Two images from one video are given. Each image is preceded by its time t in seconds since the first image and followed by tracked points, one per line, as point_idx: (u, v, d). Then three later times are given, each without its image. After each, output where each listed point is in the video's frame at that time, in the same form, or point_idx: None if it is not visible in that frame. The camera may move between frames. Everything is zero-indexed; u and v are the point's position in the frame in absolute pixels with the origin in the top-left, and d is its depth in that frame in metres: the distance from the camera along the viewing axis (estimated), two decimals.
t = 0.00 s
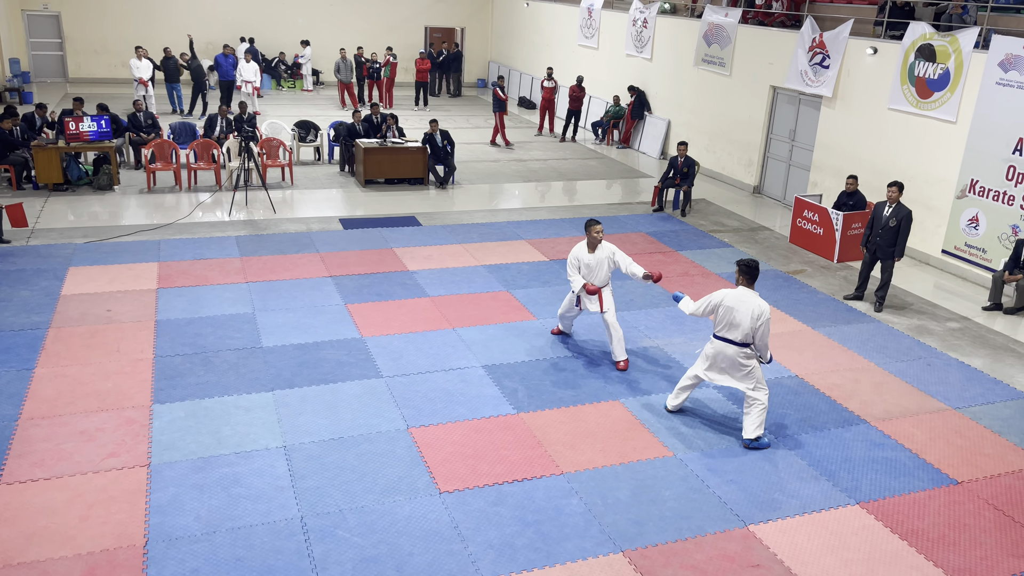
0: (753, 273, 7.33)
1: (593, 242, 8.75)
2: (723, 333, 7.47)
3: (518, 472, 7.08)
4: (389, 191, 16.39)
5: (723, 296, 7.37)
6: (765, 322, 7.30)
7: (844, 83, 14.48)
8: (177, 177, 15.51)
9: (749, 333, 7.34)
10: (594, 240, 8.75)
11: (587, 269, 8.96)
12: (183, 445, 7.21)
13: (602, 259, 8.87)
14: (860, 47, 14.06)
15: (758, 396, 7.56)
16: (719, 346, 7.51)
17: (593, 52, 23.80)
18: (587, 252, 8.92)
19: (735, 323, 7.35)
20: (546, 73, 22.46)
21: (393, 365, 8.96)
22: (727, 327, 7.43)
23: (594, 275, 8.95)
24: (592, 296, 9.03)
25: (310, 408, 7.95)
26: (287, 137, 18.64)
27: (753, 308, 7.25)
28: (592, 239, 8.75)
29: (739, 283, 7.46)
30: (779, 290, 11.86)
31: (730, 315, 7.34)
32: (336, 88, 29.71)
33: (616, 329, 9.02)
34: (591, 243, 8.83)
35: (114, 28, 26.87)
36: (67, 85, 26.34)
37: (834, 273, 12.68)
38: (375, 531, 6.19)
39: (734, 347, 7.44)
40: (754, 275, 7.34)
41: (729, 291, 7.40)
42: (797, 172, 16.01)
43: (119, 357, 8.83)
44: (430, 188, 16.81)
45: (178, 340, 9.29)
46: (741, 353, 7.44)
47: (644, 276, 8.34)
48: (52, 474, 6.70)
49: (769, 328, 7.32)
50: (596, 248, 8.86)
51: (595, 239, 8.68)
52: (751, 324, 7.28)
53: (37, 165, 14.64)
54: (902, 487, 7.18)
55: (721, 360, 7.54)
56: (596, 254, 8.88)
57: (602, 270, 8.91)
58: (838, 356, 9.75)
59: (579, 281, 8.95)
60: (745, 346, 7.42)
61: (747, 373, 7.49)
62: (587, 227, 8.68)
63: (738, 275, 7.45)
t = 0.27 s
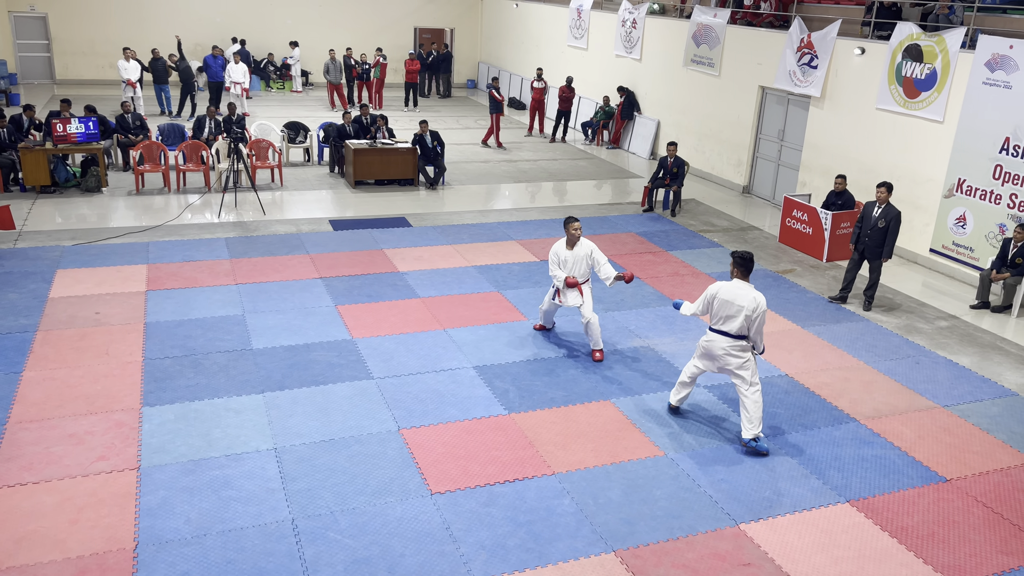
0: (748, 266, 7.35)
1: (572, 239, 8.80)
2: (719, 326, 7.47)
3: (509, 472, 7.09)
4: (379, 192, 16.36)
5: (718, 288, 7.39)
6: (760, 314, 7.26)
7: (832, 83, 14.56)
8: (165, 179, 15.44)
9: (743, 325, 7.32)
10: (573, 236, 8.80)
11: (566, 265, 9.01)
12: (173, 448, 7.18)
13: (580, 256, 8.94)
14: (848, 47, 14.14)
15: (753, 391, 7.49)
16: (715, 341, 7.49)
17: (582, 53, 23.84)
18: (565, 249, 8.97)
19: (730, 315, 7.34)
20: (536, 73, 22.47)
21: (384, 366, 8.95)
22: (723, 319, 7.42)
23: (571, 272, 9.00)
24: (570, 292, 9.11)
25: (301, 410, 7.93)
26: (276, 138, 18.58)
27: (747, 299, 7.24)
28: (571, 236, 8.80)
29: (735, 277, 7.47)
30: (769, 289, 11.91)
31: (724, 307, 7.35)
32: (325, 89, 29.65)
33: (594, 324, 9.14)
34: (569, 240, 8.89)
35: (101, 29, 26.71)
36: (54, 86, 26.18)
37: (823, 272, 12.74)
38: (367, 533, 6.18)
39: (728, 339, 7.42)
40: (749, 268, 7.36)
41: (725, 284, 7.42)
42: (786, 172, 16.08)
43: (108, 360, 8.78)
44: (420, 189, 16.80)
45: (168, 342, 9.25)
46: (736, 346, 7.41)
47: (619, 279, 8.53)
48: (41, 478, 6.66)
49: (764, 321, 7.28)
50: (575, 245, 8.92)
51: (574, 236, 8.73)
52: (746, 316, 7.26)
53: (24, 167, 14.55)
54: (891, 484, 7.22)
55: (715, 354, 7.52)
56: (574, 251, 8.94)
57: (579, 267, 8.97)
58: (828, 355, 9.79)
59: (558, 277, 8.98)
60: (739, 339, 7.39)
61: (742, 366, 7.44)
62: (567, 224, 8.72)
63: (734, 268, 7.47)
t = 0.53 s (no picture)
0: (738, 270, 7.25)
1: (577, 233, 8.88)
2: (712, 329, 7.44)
3: (502, 475, 7.08)
4: (371, 194, 16.34)
5: (709, 292, 7.35)
6: (751, 317, 7.22)
7: (823, 86, 14.62)
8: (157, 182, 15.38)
9: (734, 330, 7.28)
10: (578, 230, 8.88)
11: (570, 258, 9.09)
12: (164, 452, 7.15)
13: (585, 252, 8.99)
14: (839, 50, 14.20)
15: (745, 394, 7.46)
16: (707, 344, 7.48)
17: (574, 55, 23.89)
18: (571, 242, 9.06)
19: (721, 319, 7.31)
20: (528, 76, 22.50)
21: (376, 369, 8.93)
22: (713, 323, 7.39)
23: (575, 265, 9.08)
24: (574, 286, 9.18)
25: (293, 413, 7.90)
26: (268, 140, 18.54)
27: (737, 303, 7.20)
28: (576, 230, 8.88)
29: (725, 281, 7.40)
30: (761, 291, 11.95)
31: (715, 311, 7.32)
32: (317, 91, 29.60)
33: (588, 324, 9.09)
34: (575, 234, 8.97)
35: (91, 31, 26.61)
36: (44, 89, 26.06)
37: (815, 274, 12.79)
38: (360, 536, 6.16)
39: (719, 344, 7.39)
40: (739, 270, 7.25)
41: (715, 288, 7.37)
42: (778, 174, 16.15)
43: (99, 363, 8.73)
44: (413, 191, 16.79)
45: (159, 346, 9.21)
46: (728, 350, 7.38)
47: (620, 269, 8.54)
48: (31, 482, 6.62)
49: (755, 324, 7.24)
50: (580, 239, 9.00)
51: (577, 230, 8.80)
52: (736, 320, 7.23)
53: (14, 170, 14.49)
54: (883, 485, 7.25)
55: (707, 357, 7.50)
56: (579, 245, 9.02)
57: (583, 262, 9.02)
58: (820, 357, 9.82)
59: (562, 270, 9.10)
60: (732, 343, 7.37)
61: (734, 370, 7.41)
62: (572, 217, 8.80)
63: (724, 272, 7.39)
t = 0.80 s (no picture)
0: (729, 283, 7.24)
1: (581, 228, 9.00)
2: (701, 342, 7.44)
3: (499, 477, 7.08)
4: (368, 197, 16.34)
5: (699, 306, 7.32)
6: (739, 334, 7.18)
7: (819, 88, 14.65)
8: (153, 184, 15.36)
9: (722, 344, 7.27)
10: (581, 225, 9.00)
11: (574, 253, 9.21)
12: (161, 454, 7.13)
13: (589, 245, 9.14)
14: (835, 53, 14.23)
15: (733, 407, 7.47)
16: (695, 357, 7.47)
17: (571, 58, 23.92)
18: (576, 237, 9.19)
19: (709, 333, 7.30)
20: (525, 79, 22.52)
21: (373, 372, 8.91)
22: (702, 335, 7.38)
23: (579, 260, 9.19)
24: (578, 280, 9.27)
25: (290, 415, 7.89)
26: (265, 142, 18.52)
27: (726, 317, 7.18)
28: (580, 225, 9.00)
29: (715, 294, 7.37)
30: (758, 293, 11.97)
31: (703, 324, 7.31)
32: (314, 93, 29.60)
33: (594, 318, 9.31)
34: (579, 229, 9.09)
35: (88, 33, 26.58)
36: (41, 92, 26.03)
37: (811, 276, 12.81)
38: (357, 539, 6.15)
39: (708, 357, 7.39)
40: (730, 286, 7.24)
41: (705, 301, 7.34)
42: (774, 176, 16.18)
43: (96, 366, 8.71)
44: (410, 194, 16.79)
45: (155, 348, 9.19)
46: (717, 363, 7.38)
47: (622, 260, 8.67)
48: (27, 486, 6.60)
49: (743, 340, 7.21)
50: (584, 233, 9.13)
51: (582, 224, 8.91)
52: (724, 335, 7.21)
53: (10, 172, 14.48)
54: (880, 487, 7.26)
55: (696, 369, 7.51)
56: (583, 240, 9.16)
57: (588, 255, 9.16)
58: (817, 359, 9.83)
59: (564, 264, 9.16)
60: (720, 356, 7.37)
61: (723, 384, 7.42)
62: (575, 212, 8.88)
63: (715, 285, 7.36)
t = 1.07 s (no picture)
0: (720, 275, 7.26)
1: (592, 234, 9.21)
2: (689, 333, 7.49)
3: (498, 479, 7.07)
4: (367, 199, 16.34)
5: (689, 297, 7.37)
6: (725, 325, 7.21)
7: (818, 91, 14.67)
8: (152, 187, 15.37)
9: (709, 335, 7.30)
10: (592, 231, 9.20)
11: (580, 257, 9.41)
12: (159, 457, 7.12)
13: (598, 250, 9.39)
14: (834, 56, 14.25)
15: (717, 400, 7.44)
16: (685, 347, 7.52)
17: (570, 60, 23.94)
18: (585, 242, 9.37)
19: (698, 324, 7.34)
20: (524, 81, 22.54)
21: (372, 375, 8.91)
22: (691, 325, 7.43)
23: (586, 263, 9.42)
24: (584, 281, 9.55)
25: (289, 418, 7.89)
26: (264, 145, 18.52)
27: (714, 308, 7.20)
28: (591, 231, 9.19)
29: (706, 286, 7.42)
30: (757, 295, 11.97)
31: (691, 314, 7.35)
32: (313, 96, 29.62)
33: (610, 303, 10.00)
34: (590, 234, 9.27)
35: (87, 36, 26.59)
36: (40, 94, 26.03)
37: (810, 279, 12.82)
38: (356, 541, 6.15)
39: (694, 347, 7.45)
40: (720, 278, 7.28)
41: (696, 292, 7.39)
42: (773, 179, 16.20)
43: (94, 369, 8.70)
44: (409, 196, 16.79)
45: (154, 351, 9.18)
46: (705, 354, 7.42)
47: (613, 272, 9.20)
48: (25, 488, 6.59)
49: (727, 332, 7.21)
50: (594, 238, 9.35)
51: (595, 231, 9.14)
52: (712, 326, 7.24)
53: (9, 174, 14.47)
54: (879, 490, 7.26)
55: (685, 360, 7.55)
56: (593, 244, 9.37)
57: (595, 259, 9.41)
58: (816, 362, 9.83)
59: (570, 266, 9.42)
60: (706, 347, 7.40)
61: (708, 375, 7.45)
62: (588, 219, 9.06)
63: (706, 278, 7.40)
